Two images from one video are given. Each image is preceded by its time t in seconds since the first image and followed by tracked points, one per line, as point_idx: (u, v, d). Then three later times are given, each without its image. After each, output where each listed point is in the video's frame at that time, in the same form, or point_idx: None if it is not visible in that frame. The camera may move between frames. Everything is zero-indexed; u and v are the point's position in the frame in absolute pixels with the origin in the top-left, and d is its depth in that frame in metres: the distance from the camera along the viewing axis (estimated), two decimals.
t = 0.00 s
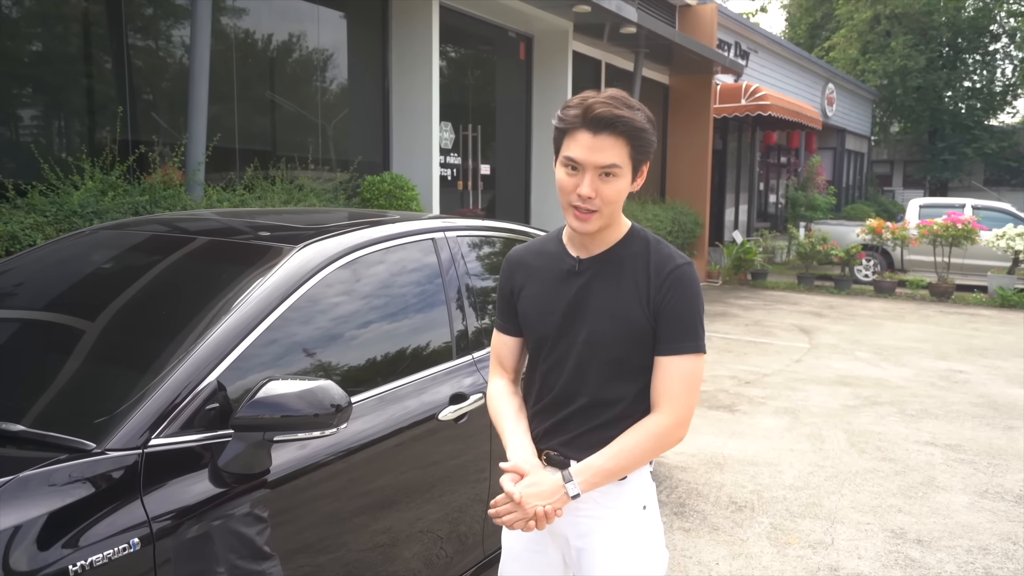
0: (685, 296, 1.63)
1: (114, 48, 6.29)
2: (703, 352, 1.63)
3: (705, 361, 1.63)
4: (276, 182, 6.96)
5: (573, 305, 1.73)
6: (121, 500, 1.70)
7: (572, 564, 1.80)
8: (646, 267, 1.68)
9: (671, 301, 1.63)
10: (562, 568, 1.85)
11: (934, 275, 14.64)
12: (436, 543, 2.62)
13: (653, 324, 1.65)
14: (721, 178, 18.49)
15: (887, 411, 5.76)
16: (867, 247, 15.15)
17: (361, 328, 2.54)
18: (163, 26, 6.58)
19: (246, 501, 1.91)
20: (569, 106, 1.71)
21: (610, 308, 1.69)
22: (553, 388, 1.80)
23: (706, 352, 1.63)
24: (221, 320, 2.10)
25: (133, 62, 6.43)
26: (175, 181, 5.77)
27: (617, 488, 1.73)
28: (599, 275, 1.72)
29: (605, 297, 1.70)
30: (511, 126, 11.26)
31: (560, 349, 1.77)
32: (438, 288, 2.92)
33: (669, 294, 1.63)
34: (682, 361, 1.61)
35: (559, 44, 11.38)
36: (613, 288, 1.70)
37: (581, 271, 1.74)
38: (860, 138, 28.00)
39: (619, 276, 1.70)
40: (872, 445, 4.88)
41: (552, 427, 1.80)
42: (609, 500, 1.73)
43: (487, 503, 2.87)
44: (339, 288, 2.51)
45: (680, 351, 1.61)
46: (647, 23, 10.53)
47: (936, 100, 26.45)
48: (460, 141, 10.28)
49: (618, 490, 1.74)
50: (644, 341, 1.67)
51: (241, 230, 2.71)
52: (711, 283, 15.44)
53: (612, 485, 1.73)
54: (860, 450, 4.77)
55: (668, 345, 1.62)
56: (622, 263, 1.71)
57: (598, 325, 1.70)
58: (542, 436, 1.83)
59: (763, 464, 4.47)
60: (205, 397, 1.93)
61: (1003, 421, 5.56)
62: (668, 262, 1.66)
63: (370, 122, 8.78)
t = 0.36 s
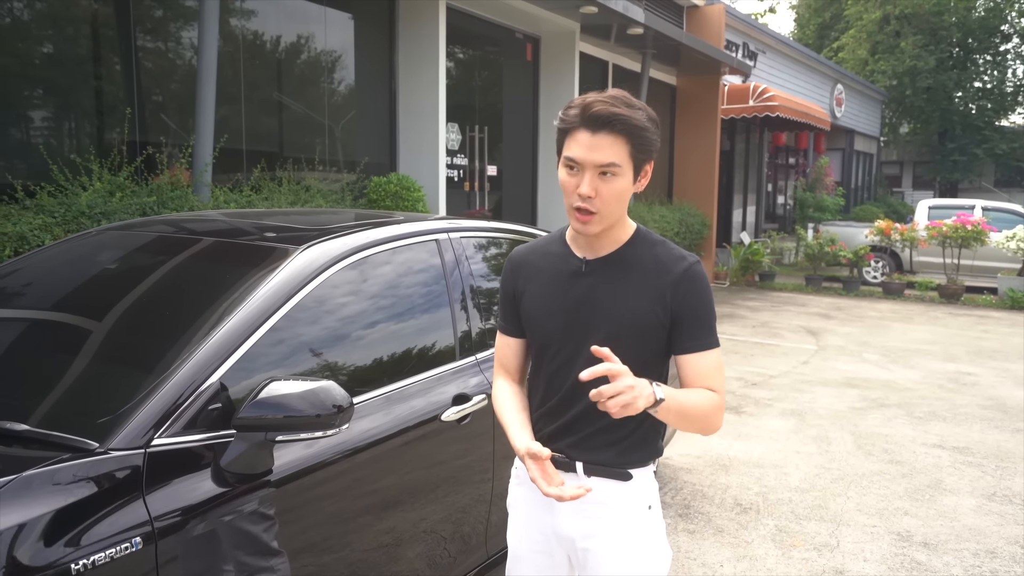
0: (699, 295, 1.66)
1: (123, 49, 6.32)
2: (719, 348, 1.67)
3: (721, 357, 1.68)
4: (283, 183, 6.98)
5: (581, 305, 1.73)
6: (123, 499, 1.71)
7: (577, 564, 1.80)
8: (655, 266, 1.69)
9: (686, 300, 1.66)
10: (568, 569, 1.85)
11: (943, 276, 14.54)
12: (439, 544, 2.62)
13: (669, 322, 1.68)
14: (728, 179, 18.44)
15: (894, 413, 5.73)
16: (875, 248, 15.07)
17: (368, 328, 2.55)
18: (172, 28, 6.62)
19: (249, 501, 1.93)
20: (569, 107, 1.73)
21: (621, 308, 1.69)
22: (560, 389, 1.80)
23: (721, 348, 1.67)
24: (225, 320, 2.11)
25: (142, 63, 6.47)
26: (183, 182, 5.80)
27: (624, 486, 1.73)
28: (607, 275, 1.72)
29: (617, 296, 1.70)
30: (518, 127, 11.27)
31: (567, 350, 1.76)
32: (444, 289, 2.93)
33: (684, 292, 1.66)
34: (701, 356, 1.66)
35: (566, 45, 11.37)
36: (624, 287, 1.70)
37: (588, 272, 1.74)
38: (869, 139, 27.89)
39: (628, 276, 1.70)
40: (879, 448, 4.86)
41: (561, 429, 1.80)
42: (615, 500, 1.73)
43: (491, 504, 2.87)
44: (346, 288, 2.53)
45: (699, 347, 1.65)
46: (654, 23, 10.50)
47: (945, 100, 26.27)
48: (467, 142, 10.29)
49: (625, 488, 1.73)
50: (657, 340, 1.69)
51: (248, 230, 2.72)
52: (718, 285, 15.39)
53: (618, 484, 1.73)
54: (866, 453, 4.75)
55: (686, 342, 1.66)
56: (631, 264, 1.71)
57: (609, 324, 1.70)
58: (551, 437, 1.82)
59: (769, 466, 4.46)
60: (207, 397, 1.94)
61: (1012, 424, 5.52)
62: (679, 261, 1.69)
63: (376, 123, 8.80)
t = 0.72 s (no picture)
0: (689, 290, 1.64)
1: (131, 50, 6.36)
2: (708, 344, 1.63)
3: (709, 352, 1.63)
4: (290, 183, 7.01)
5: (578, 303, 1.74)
6: (128, 497, 1.73)
7: (573, 566, 1.80)
8: (650, 263, 1.69)
9: (677, 295, 1.64)
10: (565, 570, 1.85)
11: (953, 277, 14.44)
12: (444, 542, 2.63)
13: (659, 318, 1.66)
14: (736, 179, 18.40)
15: (902, 414, 5.70)
16: (884, 248, 15.00)
17: (374, 328, 2.57)
18: (181, 29, 6.66)
19: (255, 498, 1.94)
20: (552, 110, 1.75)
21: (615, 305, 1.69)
22: (558, 389, 1.81)
23: (711, 344, 1.63)
24: (230, 319, 2.13)
25: (151, 64, 6.51)
26: (190, 182, 5.84)
27: (618, 488, 1.72)
28: (603, 273, 1.73)
29: (610, 293, 1.70)
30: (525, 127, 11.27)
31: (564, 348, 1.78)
32: (450, 288, 2.94)
33: (675, 288, 1.64)
34: (686, 350, 1.60)
35: (573, 45, 11.36)
36: (618, 284, 1.70)
37: (585, 271, 1.75)
38: (878, 138, 27.75)
39: (622, 274, 1.71)
40: (886, 448, 4.84)
41: (559, 429, 1.81)
42: (609, 502, 1.73)
43: (495, 503, 2.88)
44: (353, 288, 2.55)
45: (686, 341, 1.61)
46: (661, 23, 10.49)
47: (956, 100, 26.09)
48: (474, 142, 10.30)
49: (618, 489, 1.73)
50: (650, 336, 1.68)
51: (254, 230, 2.74)
52: (726, 285, 15.36)
53: (613, 486, 1.73)
54: (873, 453, 4.73)
55: (673, 334, 1.62)
56: (625, 262, 1.71)
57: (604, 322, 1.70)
58: (549, 438, 1.83)
59: (775, 466, 4.45)
60: (213, 396, 1.96)
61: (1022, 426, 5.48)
62: (671, 257, 1.68)
63: (383, 123, 8.83)
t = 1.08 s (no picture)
0: (675, 291, 1.63)
1: (139, 50, 6.39)
2: (689, 347, 1.61)
3: (689, 355, 1.61)
4: (296, 183, 7.04)
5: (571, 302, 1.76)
6: (131, 494, 1.74)
7: (562, 566, 1.79)
8: (640, 264, 1.69)
9: (662, 295, 1.63)
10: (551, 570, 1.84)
11: (961, 277, 14.36)
12: (447, 541, 2.63)
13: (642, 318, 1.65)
14: (743, 178, 18.36)
15: (908, 415, 5.68)
16: (892, 248, 14.94)
17: (380, 326, 2.59)
18: (189, 29, 6.70)
19: (257, 496, 1.95)
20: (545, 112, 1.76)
21: (605, 304, 1.70)
22: (548, 387, 1.82)
23: (692, 347, 1.61)
24: (234, 317, 2.14)
25: (160, 65, 6.54)
26: (197, 181, 5.87)
27: (602, 489, 1.71)
28: (595, 272, 1.74)
29: (600, 292, 1.72)
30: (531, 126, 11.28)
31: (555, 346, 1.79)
32: (455, 286, 2.95)
33: (660, 287, 1.64)
34: (666, 350, 1.59)
35: (579, 44, 11.37)
36: (607, 283, 1.71)
37: (579, 270, 1.77)
38: (886, 137, 27.62)
39: (612, 273, 1.71)
40: (891, 449, 4.82)
41: (547, 426, 1.81)
42: (593, 504, 1.72)
43: (498, 502, 2.88)
44: (359, 287, 2.57)
45: (666, 341, 1.60)
46: (668, 23, 10.50)
47: (965, 99, 25.96)
48: (480, 141, 10.31)
49: (602, 490, 1.72)
50: (635, 336, 1.67)
51: (260, 229, 2.76)
52: (733, 284, 15.32)
53: (597, 487, 1.72)
54: (879, 454, 4.71)
55: (653, 334, 1.61)
56: (615, 262, 1.72)
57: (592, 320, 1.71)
58: (538, 435, 1.83)
59: (779, 466, 4.43)
60: (216, 393, 1.97)
61: None
62: (660, 258, 1.68)
63: (390, 124, 8.85)
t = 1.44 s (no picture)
0: (665, 292, 1.62)
1: (144, 50, 6.41)
2: (676, 349, 1.61)
3: (676, 356, 1.61)
4: (300, 183, 7.06)
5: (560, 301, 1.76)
6: (133, 493, 1.75)
7: (549, 566, 1.79)
8: (630, 264, 1.69)
9: (651, 296, 1.63)
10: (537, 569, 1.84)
11: (967, 277, 14.27)
12: (448, 540, 2.64)
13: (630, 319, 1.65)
14: (748, 178, 18.32)
15: (913, 415, 5.66)
16: (898, 248, 14.87)
17: (384, 325, 2.60)
18: (194, 29, 6.72)
19: (257, 495, 1.95)
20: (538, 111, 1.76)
21: (594, 304, 1.70)
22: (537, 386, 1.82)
23: (679, 350, 1.61)
24: (236, 315, 2.15)
25: (166, 65, 6.57)
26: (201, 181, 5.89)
27: (588, 490, 1.71)
28: (585, 272, 1.74)
29: (589, 291, 1.72)
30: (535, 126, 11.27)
31: (545, 345, 1.79)
32: (458, 286, 2.95)
33: (649, 288, 1.64)
34: (652, 351, 1.59)
35: (583, 44, 11.35)
36: (597, 283, 1.71)
37: (570, 270, 1.77)
38: (892, 137, 27.53)
39: (603, 273, 1.71)
40: (896, 449, 4.80)
41: (535, 426, 1.81)
42: (579, 504, 1.72)
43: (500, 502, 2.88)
44: (363, 286, 2.59)
45: (653, 340, 1.60)
46: (672, 22, 10.48)
47: (971, 98, 25.83)
48: (484, 141, 10.31)
49: (589, 491, 1.72)
50: (623, 336, 1.67)
51: (263, 229, 2.77)
52: (738, 284, 15.28)
53: (584, 487, 1.72)
54: (883, 454, 4.69)
55: (640, 334, 1.61)
56: (606, 263, 1.72)
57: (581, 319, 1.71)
58: (526, 434, 1.83)
59: (783, 466, 4.42)
60: (218, 392, 1.98)
61: None
62: (650, 259, 1.68)
63: (394, 124, 8.86)
